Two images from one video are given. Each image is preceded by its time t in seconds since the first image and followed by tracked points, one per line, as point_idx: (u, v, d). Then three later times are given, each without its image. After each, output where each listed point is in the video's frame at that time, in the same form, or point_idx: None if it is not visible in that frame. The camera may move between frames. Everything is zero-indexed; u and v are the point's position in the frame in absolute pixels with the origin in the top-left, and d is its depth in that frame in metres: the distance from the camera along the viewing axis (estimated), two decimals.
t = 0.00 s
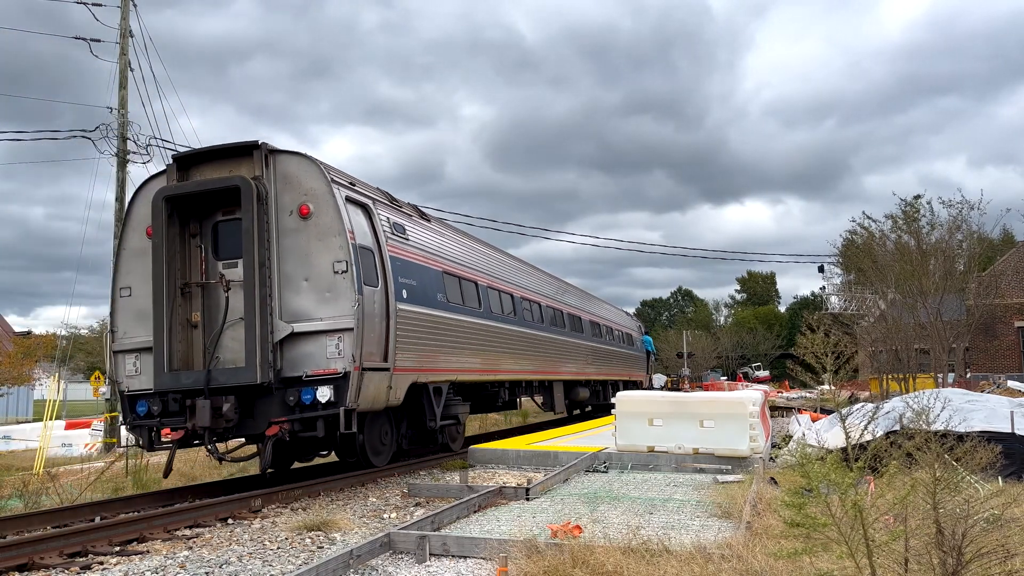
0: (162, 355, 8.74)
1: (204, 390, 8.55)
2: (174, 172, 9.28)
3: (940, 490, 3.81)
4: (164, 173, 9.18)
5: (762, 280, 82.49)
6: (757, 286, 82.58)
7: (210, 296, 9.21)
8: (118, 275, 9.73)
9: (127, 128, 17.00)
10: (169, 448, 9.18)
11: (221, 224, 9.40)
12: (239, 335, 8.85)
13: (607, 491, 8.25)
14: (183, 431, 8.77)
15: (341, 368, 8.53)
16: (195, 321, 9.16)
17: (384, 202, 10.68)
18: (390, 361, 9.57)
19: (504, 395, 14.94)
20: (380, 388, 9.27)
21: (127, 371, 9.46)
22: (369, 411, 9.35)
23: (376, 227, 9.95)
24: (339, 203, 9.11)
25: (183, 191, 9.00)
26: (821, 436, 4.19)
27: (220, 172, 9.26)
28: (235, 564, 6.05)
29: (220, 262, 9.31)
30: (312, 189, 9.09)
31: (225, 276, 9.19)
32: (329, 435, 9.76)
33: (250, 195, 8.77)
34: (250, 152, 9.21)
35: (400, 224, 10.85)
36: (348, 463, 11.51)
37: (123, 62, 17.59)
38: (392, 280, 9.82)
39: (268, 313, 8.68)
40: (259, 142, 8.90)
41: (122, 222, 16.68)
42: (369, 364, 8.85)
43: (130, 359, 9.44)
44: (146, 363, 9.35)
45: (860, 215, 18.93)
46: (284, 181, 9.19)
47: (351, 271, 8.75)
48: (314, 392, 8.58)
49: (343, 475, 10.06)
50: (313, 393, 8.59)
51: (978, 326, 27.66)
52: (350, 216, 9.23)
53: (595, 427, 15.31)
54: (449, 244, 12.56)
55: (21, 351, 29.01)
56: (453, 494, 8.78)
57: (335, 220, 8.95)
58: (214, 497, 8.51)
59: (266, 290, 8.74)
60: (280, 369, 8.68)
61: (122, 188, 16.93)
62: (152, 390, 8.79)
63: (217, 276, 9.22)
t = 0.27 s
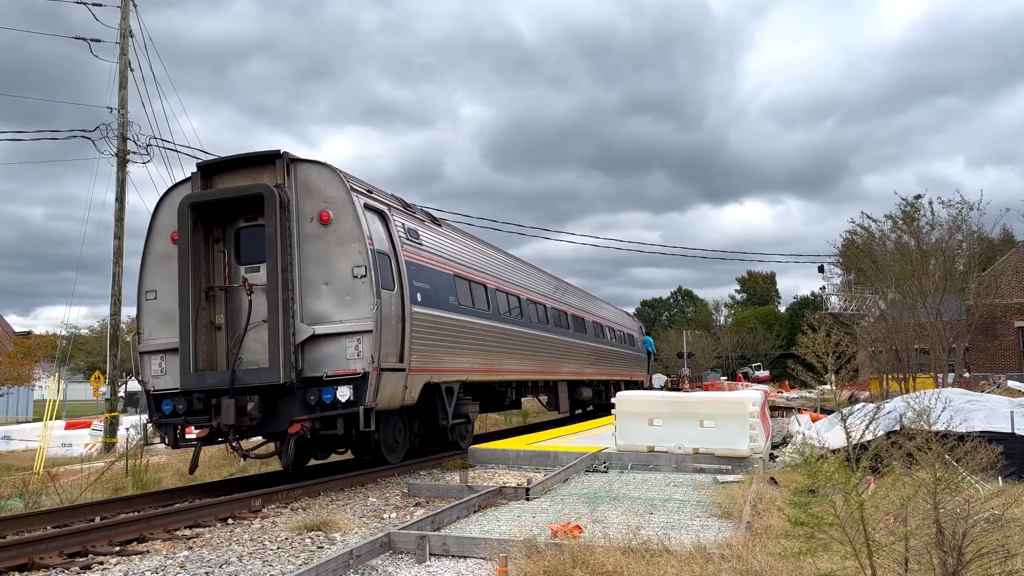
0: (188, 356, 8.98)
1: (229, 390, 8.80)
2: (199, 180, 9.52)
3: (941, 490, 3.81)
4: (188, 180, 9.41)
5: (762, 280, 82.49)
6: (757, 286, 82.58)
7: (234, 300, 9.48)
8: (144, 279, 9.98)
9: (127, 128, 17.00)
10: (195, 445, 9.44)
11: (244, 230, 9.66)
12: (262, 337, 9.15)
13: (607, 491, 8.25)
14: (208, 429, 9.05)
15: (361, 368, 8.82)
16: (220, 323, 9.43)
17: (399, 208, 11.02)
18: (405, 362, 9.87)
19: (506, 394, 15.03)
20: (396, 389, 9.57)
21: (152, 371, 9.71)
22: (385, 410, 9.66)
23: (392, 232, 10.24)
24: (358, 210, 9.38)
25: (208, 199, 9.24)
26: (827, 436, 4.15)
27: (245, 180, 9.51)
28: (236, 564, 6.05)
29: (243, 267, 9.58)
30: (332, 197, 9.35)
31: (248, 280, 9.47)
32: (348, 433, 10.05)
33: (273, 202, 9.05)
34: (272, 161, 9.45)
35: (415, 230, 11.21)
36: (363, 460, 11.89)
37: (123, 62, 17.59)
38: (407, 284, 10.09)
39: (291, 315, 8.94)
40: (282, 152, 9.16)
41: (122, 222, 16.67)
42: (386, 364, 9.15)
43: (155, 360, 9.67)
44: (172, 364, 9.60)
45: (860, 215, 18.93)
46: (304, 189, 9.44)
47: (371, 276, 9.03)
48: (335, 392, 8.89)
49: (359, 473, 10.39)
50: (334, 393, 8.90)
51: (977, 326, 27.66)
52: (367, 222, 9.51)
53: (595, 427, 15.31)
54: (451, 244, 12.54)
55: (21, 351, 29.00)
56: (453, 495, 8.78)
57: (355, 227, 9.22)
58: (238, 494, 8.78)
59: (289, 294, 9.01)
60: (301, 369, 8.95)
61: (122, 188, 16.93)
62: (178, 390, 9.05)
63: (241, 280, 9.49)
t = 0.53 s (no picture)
0: (212, 357, 9.31)
1: (253, 390, 9.15)
2: (221, 187, 9.84)
3: (940, 490, 3.82)
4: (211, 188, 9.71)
5: (762, 280, 82.48)
6: (757, 286, 82.56)
7: (255, 303, 9.84)
8: (168, 282, 10.30)
9: (127, 129, 17.01)
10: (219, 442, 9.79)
11: (265, 236, 10.04)
12: (284, 338, 9.50)
13: (607, 491, 8.25)
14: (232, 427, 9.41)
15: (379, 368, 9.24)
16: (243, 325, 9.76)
17: (413, 215, 11.46)
18: (419, 362, 10.31)
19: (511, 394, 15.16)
20: (412, 389, 10.01)
21: (177, 371, 10.04)
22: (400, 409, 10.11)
23: (406, 238, 10.65)
24: (376, 217, 9.80)
25: (232, 206, 9.57)
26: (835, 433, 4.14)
27: (266, 187, 9.87)
28: (236, 565, 6.05)
29: (265, 271, 9.94)
30: (351, 205, 9.78)
31: (270, 284, 9.82)
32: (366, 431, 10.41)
33: (296, 210, 9.46)
34: (293, 169, 9.84)
35: (427, 235, 11.63)
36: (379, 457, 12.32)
37: (123, 62, 17.59)
38: (421, 287, 10.52)
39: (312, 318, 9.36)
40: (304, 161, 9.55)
41: (122, 222, 16.67)
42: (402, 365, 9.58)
43: (180, 360, 10.01)
44: (196, 364, 9.92)
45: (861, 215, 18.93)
46: (324, 197, 9.87)
47: (389, 280, 9.46)
48: (354, 391, 9.30)
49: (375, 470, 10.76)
50: (353, 392, 9.31)
51: (977, 326, 27.65)
52: (385, 228, 9.93)
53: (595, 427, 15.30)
54: (451, 245, 12.53)
55: (21, 351, 28.98)
56: (453, 495, 8.78)
57: (373, 233, 9.65)
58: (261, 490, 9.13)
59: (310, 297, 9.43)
60: (321, 370, 9.37)
61: (122, 188, 16.93)
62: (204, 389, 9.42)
63: (262, 284, 9.83)
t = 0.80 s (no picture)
0: (235, 358, 9.64)
1: (275, 389, 9.45)
2: (243, 195, 10.18)
3: (940, 490, 3.81)
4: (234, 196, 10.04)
5: (762, 280, 82.50)
6: (757, 285, 82.57)
7: (276, 306, 10.11)
8: (190, 286, 10.54)
9: (127, 129, 17.00)
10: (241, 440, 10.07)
11: (286, 241, 10.35)
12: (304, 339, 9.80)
13: (607, 491, 8.26)
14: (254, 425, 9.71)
15: (396, 368, 9.54)
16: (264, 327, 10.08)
17: (427, 220, 11.80)
18: (434, 363, 10.61)
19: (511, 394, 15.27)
20: (427, 389, 10.32)
21: (201, 371, 10.30)
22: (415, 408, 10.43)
23: (421, 242, 10.94)
24: (392, 223, 10.09)
25: (254, 213, 9.91)
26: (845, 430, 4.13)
27: (287, 194, 10.18)
28: (236, 564, 6.05)
29: (286, 276, 10.24)
30: (369, 211, 10.07)
31: (290, 287, 10.12)
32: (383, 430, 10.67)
33: (316, 217, 9.79)
34: (312, 177, 10.14)
35: (439, 240, 11.93)
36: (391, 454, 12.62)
37: (122, 62, 17.58)
38: (436, 290, 10.81)
39: (331, 321, 9.68)
40: (323, 170, 9.86)
41: (122, 222, 16.66)
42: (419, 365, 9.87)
43: (203, 360, 10.30)
44: (218, 364, 10.20)
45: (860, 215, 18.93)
46: (343, 204, 10.16)
47: (406, 284, 9.75)
48: (372, 391, 9.60)
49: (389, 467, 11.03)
50: (371, 392, 9.61)
51: (977, 326, 27.65)
52: (401, 234, 10.23)
53: (595, 426, 15.31)
54: (453, 244, 12.52)
55: (21, 351, 28.98)
56: (453, 494, 8.78)
57: (390, 238, 9.94)
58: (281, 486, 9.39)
59: (330, 301, 9.75)
60: (341, 370, 9.68)
61: (122, 188, 16.93)
62: (227, 388, 9.72)
63: (283, 287, 10.13)
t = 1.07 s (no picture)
0: (257, 360, 10.10)
1: (297, 389, 9.87)
2: (265, 202, 10.64)
3: (940, 490, 3.81)
4: (255, 202, 10.49)
5: (761, 280, 82.51)
6: (757, 285, 82.57)
7: (296, 308, 10.59)
8: (212, 289, 10.89)
9: (127, 129, 17.01)
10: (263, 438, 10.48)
11: (304, 246, 10.77)
12: (324, 341, 10.26)
13: (607, 491, 8.26)
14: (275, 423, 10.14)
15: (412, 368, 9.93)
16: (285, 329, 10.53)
17: (439, 226, 12.16)
18: (448, 363, 10.99)
19: (512, 394, 15.35)
20: (441, 389, 10.73)
21: (223, 372, 10.65)
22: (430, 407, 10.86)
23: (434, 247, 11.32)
24: (408, 229, 10.50)
25: (275, 219, 10.38)
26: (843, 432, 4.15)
27: (306, 201, 10.64)
28: (235, 564, 6.04)
29: (305, 279, 10.67)
30: (386, 218, 10.50)
31: (310, 291, 10.56)
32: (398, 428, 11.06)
33: (336, 224, 10.24)
34: (331, 186, 10.61)
35: (451, 245, 12.27)
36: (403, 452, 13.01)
37: (122, 62, 17.58)
38: (449, 294, 11.20)
39: (350, 323, 10.11)
40: (342, 178, 10.32)
41: (122, 222, 16.66)
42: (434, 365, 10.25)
43: (225, 362, 10.66)
44: (241, 365, 10.56)
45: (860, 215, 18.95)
46: (361, 211, 10.62)
47: (421, 288, 10.14)
48: (389, 391, 9.99)
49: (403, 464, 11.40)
50: (388, 391, 10.00)
51: (977, 326, 27.66)
52: (416, 239, 10.63)
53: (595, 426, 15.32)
54: (455, 243, 12.51)
55: (21, 351, 28.96)
56: (453, 495, 8.78)
57: (406, 243, 10.33)
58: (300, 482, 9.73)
59: (349, 304, 10.19)
60: (359, 370, 10.11)
61: (122, 188, 16.93)
62: (250, 387, 10.14)
63: (303, 290, 10.58)
